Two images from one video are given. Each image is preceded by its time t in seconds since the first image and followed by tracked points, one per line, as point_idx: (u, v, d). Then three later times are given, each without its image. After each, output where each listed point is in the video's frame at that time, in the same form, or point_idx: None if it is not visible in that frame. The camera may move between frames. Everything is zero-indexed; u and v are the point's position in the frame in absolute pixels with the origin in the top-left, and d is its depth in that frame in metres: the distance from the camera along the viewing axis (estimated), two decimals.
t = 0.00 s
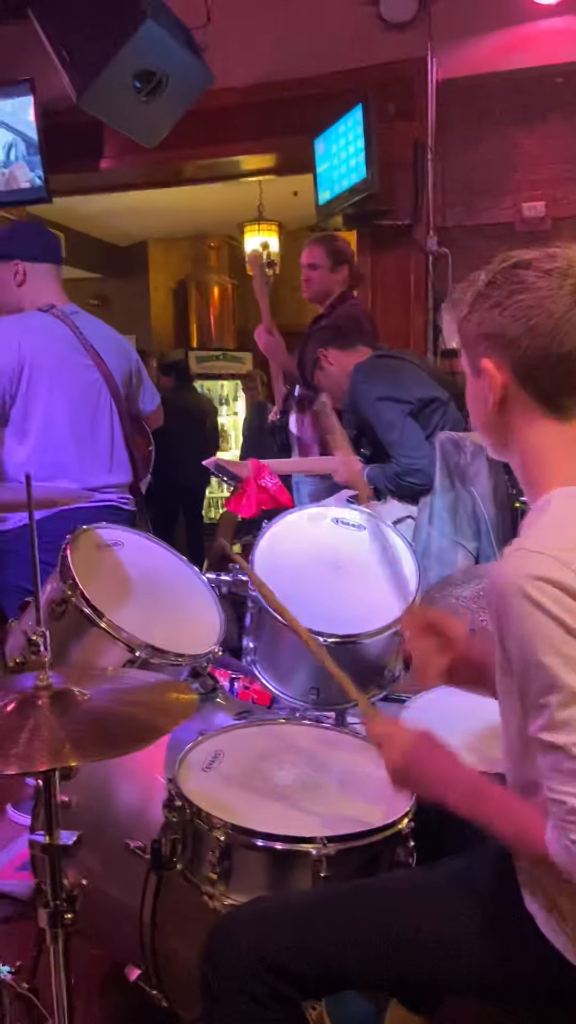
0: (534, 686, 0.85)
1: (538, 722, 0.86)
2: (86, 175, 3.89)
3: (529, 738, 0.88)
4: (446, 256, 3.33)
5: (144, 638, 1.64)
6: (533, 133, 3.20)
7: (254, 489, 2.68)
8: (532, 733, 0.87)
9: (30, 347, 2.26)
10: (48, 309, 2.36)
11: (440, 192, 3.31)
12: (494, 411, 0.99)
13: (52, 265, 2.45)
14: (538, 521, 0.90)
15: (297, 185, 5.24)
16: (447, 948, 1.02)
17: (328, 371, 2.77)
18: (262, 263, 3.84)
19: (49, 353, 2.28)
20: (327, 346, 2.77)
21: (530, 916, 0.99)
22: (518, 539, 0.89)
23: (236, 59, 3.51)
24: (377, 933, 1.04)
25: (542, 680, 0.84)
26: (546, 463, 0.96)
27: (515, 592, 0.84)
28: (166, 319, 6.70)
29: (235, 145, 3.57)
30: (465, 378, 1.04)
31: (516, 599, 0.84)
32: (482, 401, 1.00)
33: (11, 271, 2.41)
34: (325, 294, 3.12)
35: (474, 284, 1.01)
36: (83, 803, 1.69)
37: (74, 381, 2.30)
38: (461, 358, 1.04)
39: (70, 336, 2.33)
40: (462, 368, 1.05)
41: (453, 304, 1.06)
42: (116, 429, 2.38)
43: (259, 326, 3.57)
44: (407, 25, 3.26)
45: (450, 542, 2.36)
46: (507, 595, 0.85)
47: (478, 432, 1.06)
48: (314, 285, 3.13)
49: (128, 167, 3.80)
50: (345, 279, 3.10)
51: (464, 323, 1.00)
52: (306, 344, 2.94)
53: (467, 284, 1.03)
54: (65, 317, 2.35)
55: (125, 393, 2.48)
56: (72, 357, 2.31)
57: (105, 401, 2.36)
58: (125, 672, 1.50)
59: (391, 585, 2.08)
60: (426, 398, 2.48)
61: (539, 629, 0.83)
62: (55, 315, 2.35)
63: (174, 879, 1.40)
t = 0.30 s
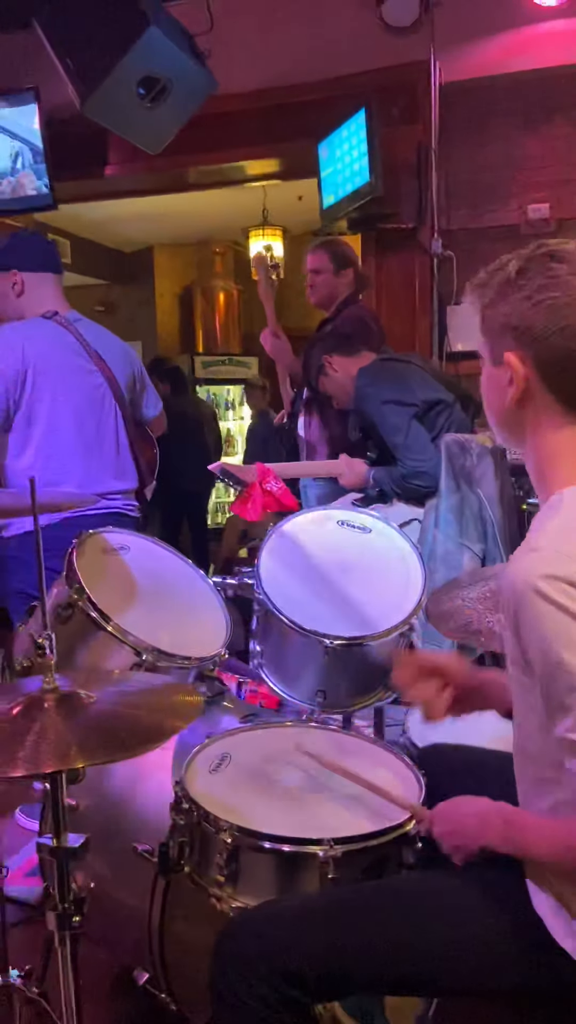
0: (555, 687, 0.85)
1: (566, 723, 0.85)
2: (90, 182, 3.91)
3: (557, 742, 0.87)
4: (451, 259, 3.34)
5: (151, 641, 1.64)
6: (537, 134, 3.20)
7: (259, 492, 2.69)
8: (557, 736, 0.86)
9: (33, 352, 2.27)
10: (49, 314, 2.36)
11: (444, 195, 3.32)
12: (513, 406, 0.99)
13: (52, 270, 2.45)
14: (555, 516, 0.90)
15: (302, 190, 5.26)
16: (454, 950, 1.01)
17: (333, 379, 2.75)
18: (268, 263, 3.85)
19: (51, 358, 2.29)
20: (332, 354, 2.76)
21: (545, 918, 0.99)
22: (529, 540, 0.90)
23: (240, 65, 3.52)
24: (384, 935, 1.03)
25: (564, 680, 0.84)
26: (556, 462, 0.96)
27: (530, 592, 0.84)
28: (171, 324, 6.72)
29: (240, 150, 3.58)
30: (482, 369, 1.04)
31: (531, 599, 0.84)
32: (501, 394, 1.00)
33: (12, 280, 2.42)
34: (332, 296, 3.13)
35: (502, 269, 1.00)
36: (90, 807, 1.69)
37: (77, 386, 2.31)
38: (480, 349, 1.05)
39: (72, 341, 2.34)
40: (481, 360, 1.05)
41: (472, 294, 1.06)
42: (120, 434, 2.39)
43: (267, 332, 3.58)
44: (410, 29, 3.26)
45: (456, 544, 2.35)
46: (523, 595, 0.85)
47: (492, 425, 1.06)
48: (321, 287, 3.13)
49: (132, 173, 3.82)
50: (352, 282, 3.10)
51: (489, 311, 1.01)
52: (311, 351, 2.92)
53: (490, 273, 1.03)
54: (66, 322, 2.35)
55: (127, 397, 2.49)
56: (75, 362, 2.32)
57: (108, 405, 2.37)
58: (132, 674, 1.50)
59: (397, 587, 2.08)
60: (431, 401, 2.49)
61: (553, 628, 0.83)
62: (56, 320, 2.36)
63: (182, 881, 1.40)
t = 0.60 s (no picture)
0: (565, 679, 0.85)
1: (572, 719, 0.86)
2: (92, 184, 3.92)
3: (561, 733, 0.89)
4: (452, 258, 3.35)
5: (154, 640, 1.65)
6: (537, 133, 3.20)
7: (262, 491, 2.71)
8: (565, 727, 0.88)
9: (32, 353, 2.28)
10: (47, 315, 2.37)
11: (445, 194, 3.32)
12: (520, 399, 0.99)
13: (48, 271, 2.45)
14: (562, 509, 0.91)
15: (303, 191, 5.27)
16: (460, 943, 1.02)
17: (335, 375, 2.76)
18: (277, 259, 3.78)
19: (49, 359, 2.29)
20: (333, 353, 2.77)
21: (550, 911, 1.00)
22: (536, 535, 0.90)
23: (240, 67, 3.53)
24: (389, 929, 1.03)
25: (569, 671, 0.84)
26: (562, 456, 0.97)
27: (537, 585, 0.85)
28: (173, 326, 6.74)
29: (240, 151, 3.59)
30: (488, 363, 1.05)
31: (537, 592, 0.85)
32: (509, 387, 1.01)
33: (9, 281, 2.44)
34: (336, 298, 3.13)
35: (509, 263, 1.01)
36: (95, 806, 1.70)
37: (76, 386, 2.32)
38: (485, 344, 1.05)
39: (70, 341, 2.34)
40: (486, 354, 1.05)
41: (477, 288, 1.06)
42: (120, 434, 2.40)
43: (275, 335, 3.60)
44: (409, 29, 3.27)
45: (459, 541, 2.36)
46: (530, 589, 0.85)
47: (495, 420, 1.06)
48: (327, 286, 3.13)
49: (133, 176, 3.83)
50: (356, 281, 3.11)
51: (495, 306, 1.02)
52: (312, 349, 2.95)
53: (495, 268, 1.04)
54: (63, 322, 2.36)
55: (126, 397, 2.50)
56: (73, 362, 2.33)
57: (107, 404, 2.38)
58: (135, 672, 1.51)
59: (400, 585, 2.09)
60: (432, 398, 2.48)
61: (563, 620, 0.83)
62: (52, 320, 2.36)
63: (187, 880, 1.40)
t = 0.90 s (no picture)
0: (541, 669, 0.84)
1: (547, 712, 0.85)
2: (90, 183, 3.92)
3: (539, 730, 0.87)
4: (451, 253, 3.34)
5: (153, 637, 1.65)
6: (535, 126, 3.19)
7: (260, 487, 2.70)
8: (542, 716, 0.85)
9: (27, 351, 2.27)
10: (39, 314, 2.36)
11: (443, 191, 3.32)
12: (513, 390, 0.99)
13: (37, 271, 2.45)
14: (545, 503, 0.91)
15: (302, 187, 5.26)
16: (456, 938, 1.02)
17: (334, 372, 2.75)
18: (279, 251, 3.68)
19: (44, 357, 2.29)
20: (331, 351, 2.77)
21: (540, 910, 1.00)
22: (520, 526, 0.90)
23: (237, 63, 3.53)
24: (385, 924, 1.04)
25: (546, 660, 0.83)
26: (552, 448, 0.97)
27: (515, 576, 0.85)
28: (174, 324, 6.74)
29: (238, 149, 3.59)
30: (479, 353, 1.04)
31: (516, 583, 0.85)
32: (500, 378, 1.01)
33: None
34: (337, 292, 3.13)
35: (502, 254, 1.01)
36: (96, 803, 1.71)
37: (71, 385, 2.32)
38: (477, 334, 1.05)
39: (64, 339, 2.34)
40: (477, 344, 1.05)
41: (469, 278, 1.06)
42: (115, 432, 2.40)
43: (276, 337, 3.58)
44: (407, 23, 3.26)
45: (458, 537, 2.35)
46: (508, 580, 0.85)
47: (485, 410, 1.07)
48: (328, 282, 3.13)
49: (131, 174, 3.83)
50: (358, 278, 3.10)
51: (488, 296, 1.02)
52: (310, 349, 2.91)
53: (488, 258, 1.04)
54: (57, 321, 2.35)
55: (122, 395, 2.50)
56: (69, 361, 2.33)
57: (102, 402, 2.38)
58: (134, 668, 1.51)
59: (398, 580, 2.09)
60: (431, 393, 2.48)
61: (539, 610, 0.83)
62: (46, 319, 2.36)
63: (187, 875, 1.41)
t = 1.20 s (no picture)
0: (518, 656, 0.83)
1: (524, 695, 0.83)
2: (89, 177, 3.91)
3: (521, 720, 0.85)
4: (451, 246, 3.33)
5: (151, 630, 1.65)
6: (535, 118, 3.17)
7: (260, 481, 2.71)
8: (520, 704, 0.84)
9: (21, 346, 2.28)
10: (34, 308, 2.35)
11: (443, 183, 3.30)
12: (504, 386, 0.99)
13: (34, 262, 2.43)
14: (522, 492, 0.90)
15: (302, 180, 5.24)
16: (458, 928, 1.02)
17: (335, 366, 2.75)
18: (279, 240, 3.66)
19: (38, 351, 2.29)
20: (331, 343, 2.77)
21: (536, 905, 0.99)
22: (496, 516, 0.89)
23: (237, 55, 3.51)
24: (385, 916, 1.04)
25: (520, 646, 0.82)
26: (536, 443, 0.98)
27: (487, 566, 0.84)
28: (174, 317, 6.74)
29: (237, 141, 3.57)
30: (467, 347, 1.03)
31: (488, 572, 0.84)
32: (489, 372, 1.00)
33: None
34: (337, 286, 3.12)
35: (495, 247, 0.99)
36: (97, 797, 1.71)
37: (67, 380, 2.32)
38: (463, 327, 1.04)
39: (60, 333, 2.33)
40: (463, 338, 1.04)
41: (456, 270, 1.05)
42: (112, 426, 2.39)
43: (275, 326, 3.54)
44: (407, 14, 3.24)
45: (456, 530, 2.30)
46: (481, 571, 0.85)
47: (469, 403, 1.07)
48: (326, 276, 3.12)
49: (130, 167, 3.82)
50: (357, 271, 3.10)
51: (478, 291, 1.00)
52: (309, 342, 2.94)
53: (479, 250, 1.02)
54: (53, 315, 2.34)
55: (119, 389, 2.49)
56: (64, 355, 2.32)
57: (99, 396, 2.37)
58: (134, 663, 1.51)
59: (397, 574, 2.09)
60: (431, 388, 2.47)
61: (511, 595, 0.83)
62: (42, 313, 2.35)
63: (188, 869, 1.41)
